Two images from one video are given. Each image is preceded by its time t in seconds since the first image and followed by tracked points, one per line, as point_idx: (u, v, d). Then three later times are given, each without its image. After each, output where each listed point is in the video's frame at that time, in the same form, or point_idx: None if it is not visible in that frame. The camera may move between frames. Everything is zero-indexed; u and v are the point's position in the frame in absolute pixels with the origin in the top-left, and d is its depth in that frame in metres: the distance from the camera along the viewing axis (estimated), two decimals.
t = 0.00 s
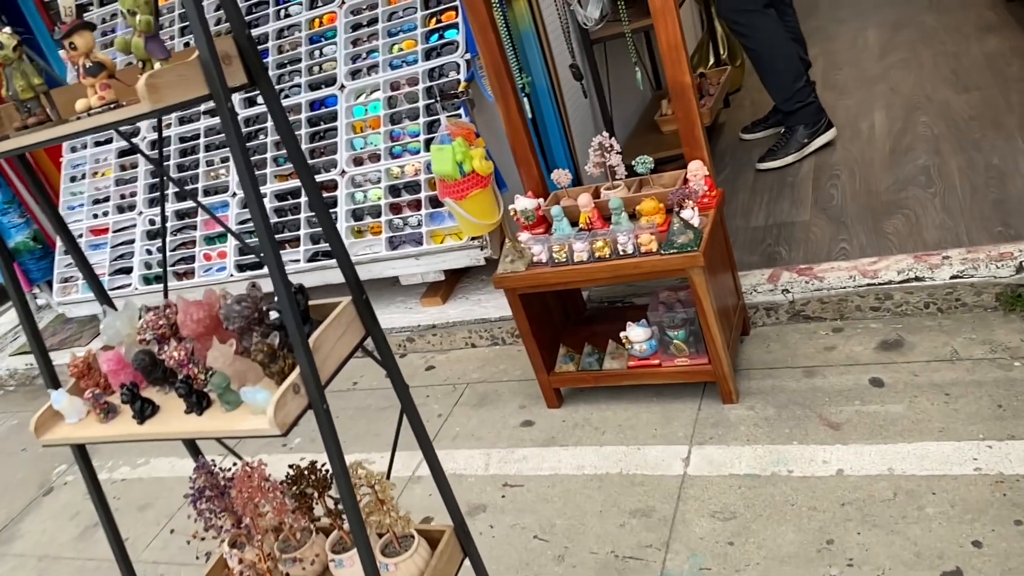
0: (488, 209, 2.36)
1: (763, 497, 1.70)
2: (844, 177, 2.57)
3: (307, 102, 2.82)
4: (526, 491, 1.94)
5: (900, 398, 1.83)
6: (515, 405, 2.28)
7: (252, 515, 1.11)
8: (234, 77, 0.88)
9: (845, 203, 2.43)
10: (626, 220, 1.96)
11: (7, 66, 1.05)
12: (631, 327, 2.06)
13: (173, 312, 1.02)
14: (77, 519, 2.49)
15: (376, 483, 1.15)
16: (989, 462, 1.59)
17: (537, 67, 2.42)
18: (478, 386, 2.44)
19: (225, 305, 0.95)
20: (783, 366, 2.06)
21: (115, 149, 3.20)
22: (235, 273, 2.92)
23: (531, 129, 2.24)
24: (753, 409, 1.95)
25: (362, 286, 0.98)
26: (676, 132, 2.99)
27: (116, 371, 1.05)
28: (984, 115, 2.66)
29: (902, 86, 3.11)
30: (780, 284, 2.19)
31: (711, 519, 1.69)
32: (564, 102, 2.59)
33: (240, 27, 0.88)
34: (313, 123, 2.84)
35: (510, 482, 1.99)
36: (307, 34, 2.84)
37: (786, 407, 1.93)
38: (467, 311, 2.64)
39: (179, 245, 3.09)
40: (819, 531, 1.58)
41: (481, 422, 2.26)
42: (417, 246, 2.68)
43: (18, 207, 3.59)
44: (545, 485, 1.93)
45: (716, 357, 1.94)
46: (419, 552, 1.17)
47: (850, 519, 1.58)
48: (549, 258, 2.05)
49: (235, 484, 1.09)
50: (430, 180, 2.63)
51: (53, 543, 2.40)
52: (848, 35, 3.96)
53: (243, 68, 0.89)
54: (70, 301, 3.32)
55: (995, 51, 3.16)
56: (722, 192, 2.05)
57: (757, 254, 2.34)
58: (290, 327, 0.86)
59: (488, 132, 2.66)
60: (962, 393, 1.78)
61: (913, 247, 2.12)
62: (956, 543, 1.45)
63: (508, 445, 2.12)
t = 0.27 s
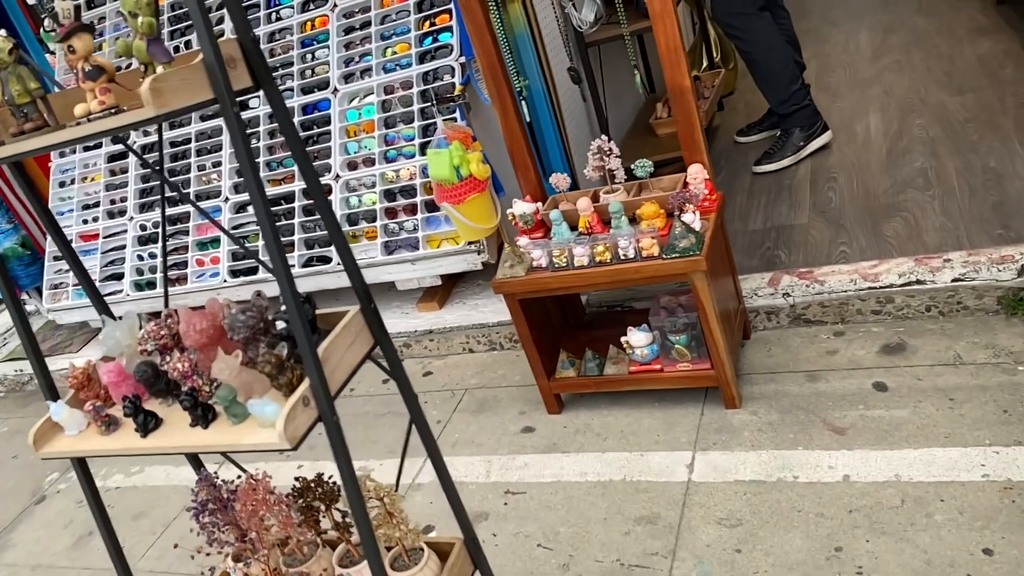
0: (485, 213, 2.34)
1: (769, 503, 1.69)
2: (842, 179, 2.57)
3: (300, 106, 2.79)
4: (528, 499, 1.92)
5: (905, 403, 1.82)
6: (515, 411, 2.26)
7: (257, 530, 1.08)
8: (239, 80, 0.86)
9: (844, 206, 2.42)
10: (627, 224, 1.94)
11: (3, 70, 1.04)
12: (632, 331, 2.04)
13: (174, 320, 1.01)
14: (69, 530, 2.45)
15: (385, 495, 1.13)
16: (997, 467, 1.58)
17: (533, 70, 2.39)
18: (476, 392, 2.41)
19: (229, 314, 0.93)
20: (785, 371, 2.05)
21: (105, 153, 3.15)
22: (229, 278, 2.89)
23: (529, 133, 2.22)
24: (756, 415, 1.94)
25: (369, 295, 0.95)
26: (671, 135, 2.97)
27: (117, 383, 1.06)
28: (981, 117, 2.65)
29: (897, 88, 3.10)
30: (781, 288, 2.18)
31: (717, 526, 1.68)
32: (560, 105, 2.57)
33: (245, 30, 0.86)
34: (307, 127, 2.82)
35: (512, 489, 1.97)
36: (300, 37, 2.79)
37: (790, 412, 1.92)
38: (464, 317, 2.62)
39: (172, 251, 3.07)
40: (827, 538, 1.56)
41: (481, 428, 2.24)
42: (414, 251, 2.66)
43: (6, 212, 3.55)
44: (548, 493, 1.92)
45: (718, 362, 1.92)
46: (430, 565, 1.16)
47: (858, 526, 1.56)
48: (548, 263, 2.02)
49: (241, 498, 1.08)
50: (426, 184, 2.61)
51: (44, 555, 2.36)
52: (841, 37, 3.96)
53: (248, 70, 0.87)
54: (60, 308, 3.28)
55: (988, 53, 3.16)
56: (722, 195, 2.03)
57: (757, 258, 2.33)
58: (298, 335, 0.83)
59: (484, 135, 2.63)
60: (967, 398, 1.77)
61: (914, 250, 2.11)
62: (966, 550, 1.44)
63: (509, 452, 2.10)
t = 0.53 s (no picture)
0: (490, 216, 2.32)
1: (782, 509, 1.68)
2: (848, 181, 2.55)
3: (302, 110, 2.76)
4: (537, 505, 1.91)
5: (917, 408, 1.81)
6: (521, 416, 2.24)
7: (269, 542, 1.07)
8: (256, 82, 0.85)
9: (851, 208, 2.40)
10: (634, 227, 1.92)
11: (11, 73, 1.03)
12: (640, 336, 2.02)
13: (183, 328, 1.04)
14: (71, 537, 2.42)
15: (401, 505, 1.12)
16: (1013, 474, 1.57)
17: (538, 73, 2.37)
18: (482, 396, 2.39)
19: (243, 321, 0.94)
20: (795, 375, 2.04)
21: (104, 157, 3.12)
22: (231, 283, 2.87)
23: (535, 136, 2.19)
24: (767, 419, 1.93)
25: (387, 301, 0.93)
26: (674, 137, 2.95)
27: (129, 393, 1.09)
28: (987, 119, 2.64)
29: (901, 90, 3.09)
30: (789, 291, 2.16)
31: (730, 533, 1.66)
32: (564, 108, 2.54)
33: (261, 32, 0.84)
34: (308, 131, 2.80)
35: (520, 496, 1.95)
36: (300, 39, 2.77)
37: (801, 416, 1.90)
38: (468, 320, 2.60)
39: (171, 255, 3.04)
40: (842, 545, 1.55)
41: (487, 433, 2.22)
42: (417, 254, 2.63)
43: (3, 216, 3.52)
44: (557, 499, 1.90)
45: (729, 366, 1.91)
46: None
47: (874, 533, 1.55)
48: (556, 267, 2.00)
49: (253, 509, 1.06)
50: (429, 188, 2.59)
51: (46, 562, 2.33)
52: (842, 38, 3.95)
53: (265, 73, 0.85)
54: (59, 313, 3.25)
55: (992, 54, 3.15)
56: (731, 198, 2.01)
57: (764, 261, 2.31)
58: (317, 340, 0.82)
59: (489, 138, 2.61)
60: (981, 403, 1.76)
61: (923, 253, 2.09)
62: (984, 558, 1.43)
63: (516, 457, 2.08)
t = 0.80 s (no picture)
0: (502, 219, 2.30)
1: (801, 517, 1.66)
2: (863, 185, 2.52)
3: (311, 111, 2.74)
4: (550, 511, 1.88)
5: (937, 414, 1.78)
6: (532, 421, 2.22)
7: (287, 550, 1.06)
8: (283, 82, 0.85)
9: (866, 211, 2.38)
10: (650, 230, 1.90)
11: (32, 73, 1.02)
12: (655, 340, 2.00)
13: (201, 334, 1.04)
14: (78, 540, 2.40)
15: (423, 515, 1.12)
16: None
17: (551, 75, 2.35)
18: (493, 400, 2.37)
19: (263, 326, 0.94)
20: (811, 381, 2.01)
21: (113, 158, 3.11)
22: (239, 285, 2.85)
23: (549, 138, 2.17)
24: (783, 425, 1.91)
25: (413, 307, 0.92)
26: (686, 140, 2.92)
27: (148, 399, 1.09)
28: (1003, 122, 2.62)
29: (914, 92, 3.07)
30: (805, 295, 2.14)
31: (747, 541, 1.64)
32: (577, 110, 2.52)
33: (288, 32, 0.84)
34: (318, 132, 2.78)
35: (533, 501, 1.93)
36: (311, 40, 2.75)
37: (818, 422, 1.88)
38: (478, 324, 2.57)
39: (179, 257, 3.03)
40: (862, 554, 1.52)
41: (498, 438, 2.20)
42: (427, 257, 2.60)
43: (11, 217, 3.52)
44: (570, 506, 1.88)
45: (745, 371, 1.89)
46: None
47: (895, 542, 1.52)
48: (570, 270, 1.97)
49: (270, 517, 1.05)
50: (441, 189, 2.57)
51: (53, 566, 2.31)
52: (853, 41, 3.92)
53: (291, 73, 0.85)
54: (65, 314, 3.23)
55: (1007, 57, 3.12)
56: (747, 201, 1.99)
57: (779, 265, 2.29)
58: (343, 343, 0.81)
59: (503, 140, 2.59)
60: (1002, 410, 1.73)
61: (941, 257, 2.07)
62: (1010, 569, 1.40)
63: (528, 462, 2.06)
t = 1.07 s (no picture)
0: (511, 222, 2.28)
1: (815, 527, 1.63)
2: (874, 191, 2.50)
3: (318, 111, 2.71)
4: (560, 519, 1.86)
5: (952, 424, 1.76)
6: (540, 426, 2.20)
7: (302, 559, 1.11)
8: (307, 80, 0.86)
9: (878, 218, 2.36)
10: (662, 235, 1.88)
11: (49, 69, 1.00)
12: (666, 346, 1.98)
13: (216, 338, 1.03)
14: (79, 542, 2.38)
15: (443, 527, 1.19)
16: None
17: (561, 77, 2.31)
18: (500, 405, 2.35)
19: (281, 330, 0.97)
20: (823, 389, 1.99)
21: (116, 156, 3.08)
22: (243, 285, 2.82)
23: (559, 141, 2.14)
24: (796, 434, 1.89)
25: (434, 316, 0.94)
26: (694, 144, 2.90)
27: (162, 406, 1.09)
28: (1015, 129, 2.60)
29: (924, 98, 3.05)
30: (817, 302, 2.12)
31: (761, 551, 1.62)
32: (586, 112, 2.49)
33: (314, 29, 0.87)
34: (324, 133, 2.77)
35: (542, 509, 1.91)
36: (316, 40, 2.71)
37: (831, 431, 1.86)
38: (485, 327, 2.55)
39: (183, 256, 3.01)
40: (880, 566, 1.50)
41: (506, 443, 2.17)
42: (434, 259, 2.58)
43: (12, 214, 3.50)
44: (580, 513, 1.86)
45: (757, 379, 1.87)
46: None
47: (912, 554, 1.50)
48: (581, 275, 1.95)
49: (287, 525, 1.11)
50: (448, 192, 2.55)
51: (54, 568, 2.28)
52: (861, 46, 3.91)
53: (315, 71, 0.87)
54: (66, 313, 3.21)
55: (1017, 63, 3.10)
56: (760, 206, 1.97)
57: (790, 271, 2.27)
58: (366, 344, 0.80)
59: (512, 141, 2.56)
60: (1019, 421, 1.71)
61: (955, 265, 2.05)
62: None
63: (537, 469, 2.04)
